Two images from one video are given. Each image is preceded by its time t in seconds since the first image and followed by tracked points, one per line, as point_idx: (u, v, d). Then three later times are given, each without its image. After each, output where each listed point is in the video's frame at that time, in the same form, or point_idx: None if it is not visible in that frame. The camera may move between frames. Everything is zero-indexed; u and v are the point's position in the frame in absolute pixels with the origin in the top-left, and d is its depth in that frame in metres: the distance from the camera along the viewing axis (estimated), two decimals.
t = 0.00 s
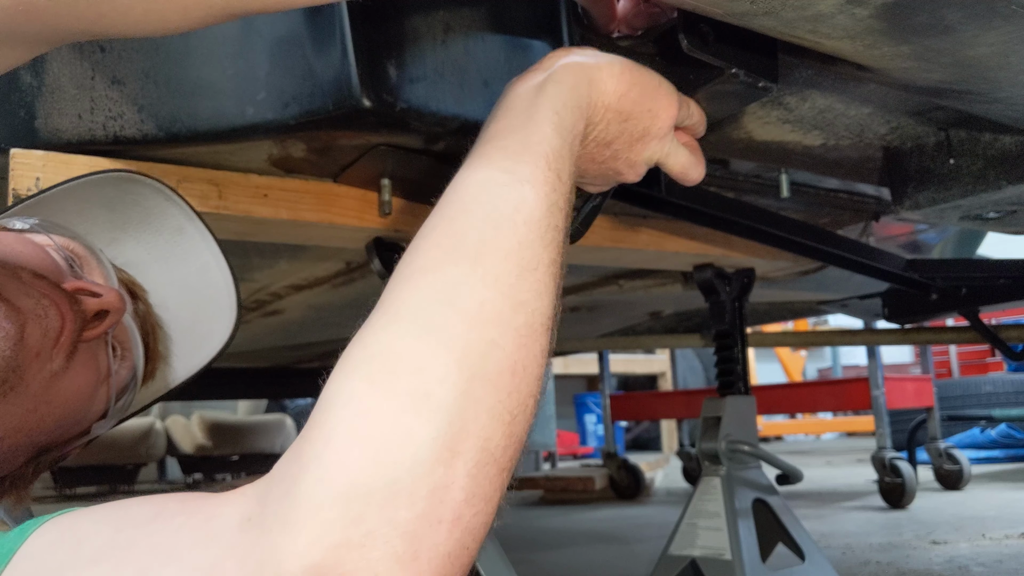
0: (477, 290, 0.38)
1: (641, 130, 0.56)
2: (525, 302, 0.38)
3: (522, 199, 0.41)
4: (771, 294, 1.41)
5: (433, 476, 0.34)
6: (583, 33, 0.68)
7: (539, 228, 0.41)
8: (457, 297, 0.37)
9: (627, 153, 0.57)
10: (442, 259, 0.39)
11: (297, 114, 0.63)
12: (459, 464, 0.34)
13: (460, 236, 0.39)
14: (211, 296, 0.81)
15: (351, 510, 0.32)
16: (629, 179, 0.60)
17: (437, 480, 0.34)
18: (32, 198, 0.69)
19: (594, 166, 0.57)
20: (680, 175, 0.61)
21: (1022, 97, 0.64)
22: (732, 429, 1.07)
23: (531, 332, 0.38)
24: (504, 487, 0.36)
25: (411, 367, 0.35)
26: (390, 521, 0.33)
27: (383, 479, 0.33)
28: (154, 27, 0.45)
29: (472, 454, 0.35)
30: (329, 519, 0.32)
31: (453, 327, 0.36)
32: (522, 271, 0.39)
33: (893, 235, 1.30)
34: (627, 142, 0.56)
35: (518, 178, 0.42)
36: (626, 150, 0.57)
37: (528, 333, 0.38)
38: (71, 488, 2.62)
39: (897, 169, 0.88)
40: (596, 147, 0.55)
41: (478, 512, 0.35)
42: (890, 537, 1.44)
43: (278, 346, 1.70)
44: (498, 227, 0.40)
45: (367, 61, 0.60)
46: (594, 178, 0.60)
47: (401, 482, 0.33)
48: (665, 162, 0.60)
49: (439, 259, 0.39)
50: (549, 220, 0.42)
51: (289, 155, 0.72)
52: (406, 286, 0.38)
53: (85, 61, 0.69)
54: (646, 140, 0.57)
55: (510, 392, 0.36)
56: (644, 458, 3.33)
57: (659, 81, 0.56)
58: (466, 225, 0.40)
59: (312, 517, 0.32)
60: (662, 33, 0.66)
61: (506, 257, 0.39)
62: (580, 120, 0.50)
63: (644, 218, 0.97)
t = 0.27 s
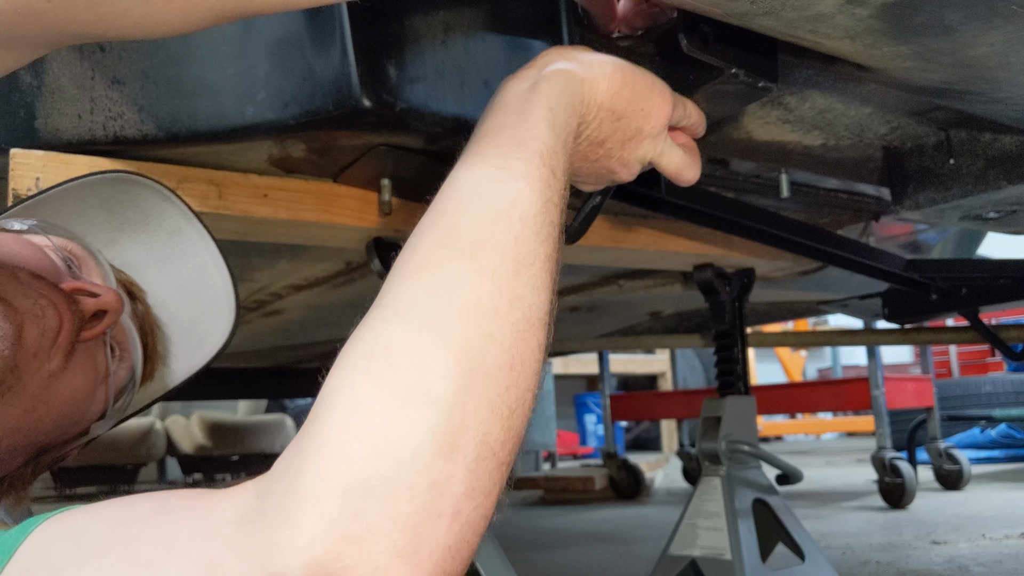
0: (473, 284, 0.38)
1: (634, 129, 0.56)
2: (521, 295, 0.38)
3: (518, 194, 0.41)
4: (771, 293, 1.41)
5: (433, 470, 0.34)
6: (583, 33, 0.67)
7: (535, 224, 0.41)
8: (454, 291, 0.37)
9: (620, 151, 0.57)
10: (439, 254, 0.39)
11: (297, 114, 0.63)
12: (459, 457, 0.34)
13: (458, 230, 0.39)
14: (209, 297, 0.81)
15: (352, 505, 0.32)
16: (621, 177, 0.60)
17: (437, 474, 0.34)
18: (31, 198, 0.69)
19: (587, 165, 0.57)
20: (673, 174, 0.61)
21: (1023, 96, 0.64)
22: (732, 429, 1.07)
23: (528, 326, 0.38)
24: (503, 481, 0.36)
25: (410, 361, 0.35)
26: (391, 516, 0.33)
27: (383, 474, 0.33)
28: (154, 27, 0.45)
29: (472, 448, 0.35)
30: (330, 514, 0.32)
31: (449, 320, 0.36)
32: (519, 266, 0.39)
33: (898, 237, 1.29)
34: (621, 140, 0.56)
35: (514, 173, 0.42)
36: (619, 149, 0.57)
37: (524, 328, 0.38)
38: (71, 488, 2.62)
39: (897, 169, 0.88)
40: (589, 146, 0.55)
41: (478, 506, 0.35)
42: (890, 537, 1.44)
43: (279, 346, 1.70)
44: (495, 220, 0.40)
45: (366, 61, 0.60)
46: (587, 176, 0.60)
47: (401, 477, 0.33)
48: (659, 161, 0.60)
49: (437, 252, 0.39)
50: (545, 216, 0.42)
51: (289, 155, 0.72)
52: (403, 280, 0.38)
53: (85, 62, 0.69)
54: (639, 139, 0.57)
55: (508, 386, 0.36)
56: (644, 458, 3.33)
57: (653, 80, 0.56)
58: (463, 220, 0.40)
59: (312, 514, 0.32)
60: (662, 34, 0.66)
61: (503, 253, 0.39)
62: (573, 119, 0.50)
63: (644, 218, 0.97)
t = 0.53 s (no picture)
0: (471, 280, 0.38)
1: (633, 129, 0.56)
2: (520, 291, 0.38)
3: (516, 191, 0.41)
4: (771, 293, 1.41)
5: (432, 464, 0.34)
6: (584, 33, 0.67)
7: (533, 220, 0.41)
8: (454, 287, 0.37)
9: (619, 150, 0.57)
10: (438, 252, 0.39)
11: (297, 114, 0.63)
12: (458, 451, 0.34)
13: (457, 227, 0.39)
14: (208, 297, 0.80)
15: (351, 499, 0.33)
16: (620, 177, 0.60)
17: (436, 468, 0.34)
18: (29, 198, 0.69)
19: (585, 164, 0.57)
20: (673, 176, 0.61)
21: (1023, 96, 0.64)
22: (732, 429, 1.07)
23: (526, 322, 0.38)
24: (502, 476, 0.36)
25: (409, 355, 0.35)
26: (390, 510, 0.33)
27: (382, 468, 0.33)
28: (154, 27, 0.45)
29: (471, 442, 0.35)
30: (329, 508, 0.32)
31: (448, 316, 0.36)
32: (517, 262, 0.39)
33: (899, 237, 1.29)
34: (618, 140, 0.56)
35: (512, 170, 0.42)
36: (617, 148, 0.57)
37: (523, 323, 0.38)
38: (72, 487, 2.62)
39: (897, 169, 0.88)
40: (587, 145, 0.55)
41: (477, 500, 0.35)
42: (890, 537, 1.44)
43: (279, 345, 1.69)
44: (494, 216, 0.40)
45: (366, 61, 0.60)
46: (585, 175, 0.60)
47: (400, 471, 0.33)
48: (658, 161, 0.60)
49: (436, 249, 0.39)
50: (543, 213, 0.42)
51: (289, 154, 0.72)
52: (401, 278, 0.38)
53: (85, 62, 0.69)
54: (637, 138, 0.57)
55: (506, 382, 0.36)
56: (644, 459, 3.33)
57: (652, 80, 0.56)
58: (461, 217, 0.40)
59: (311, 511, 0.32)
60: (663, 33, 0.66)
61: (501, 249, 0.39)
62: (571, 117, 0.50)
63: (644, 218, 0.97)
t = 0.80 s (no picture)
0: (492, 324, 0.35)
1: (653, 157, 0.55)
2: (543, 339, 0.35)
3: (541, 227, 0.38)
4: (771, 293, 1.41)
5: (435, 536, 0.31)
6: (584, 33, 0.67)
7: (559, 259, 0.38)
8: (473, 331, 0.34)
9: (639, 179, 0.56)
10: (458, 291, 0.36)
11: (297, 114, 0.63)
12: (463, 523, 0.31)
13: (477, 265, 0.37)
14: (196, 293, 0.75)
15: (348, 569, 0.30)
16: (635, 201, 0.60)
17: (439, 542, 0.31)
18: (14, 196, 0.67)
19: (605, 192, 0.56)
20: (687, 189, 0.61)
21: (1023, 96, 0.64)
22: (732, 429, 1.07)
23: (544, 383, 0.35)
24: (509, 550, 0.33)
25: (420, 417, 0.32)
26: None
27: (381, 539, 0.30)
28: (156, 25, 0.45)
29: (477, 516, 0.32)
30: None
31: (465, 368, 0.33)
32: (538, 315, 0.36)
33: (900, 237, 1.29)
34: (639, 169, 0.55)
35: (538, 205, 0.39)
36: (635, 177, 0.55)
37: (543, 377, 0.35)
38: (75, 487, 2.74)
39: (898, 169, 0.88)
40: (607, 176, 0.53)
41: None
42: (890, 537, 1.44)
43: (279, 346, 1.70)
44: (518, 253, 0.37)
45: (366, 61, 0.60)
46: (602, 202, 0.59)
47: (399, 544, 0.30)
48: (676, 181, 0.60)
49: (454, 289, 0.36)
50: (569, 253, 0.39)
51: (289, 154, 0.72)
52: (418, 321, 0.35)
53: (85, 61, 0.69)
54: (657, 166, 0.56)
55: (523, 441, 0.33)
56: (644, 458, 3.34)
57: (670, 108, 0.55)
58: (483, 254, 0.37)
59: (309, 572, 0.30)
60: (664, 32, 0.65)
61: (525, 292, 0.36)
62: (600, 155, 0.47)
63: (644, 219, 0.97)
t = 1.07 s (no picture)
0: (479, 449, 0.27)
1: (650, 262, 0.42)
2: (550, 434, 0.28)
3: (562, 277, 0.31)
4: (771, 293, 1.41)
5: None
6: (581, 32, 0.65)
7: (578, 324, 0.31)
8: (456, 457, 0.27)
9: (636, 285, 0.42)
10: (459, 356, 0.29)
11: (298, 114, 0.63)
12: None
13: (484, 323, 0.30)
14: (169, 281, 0.76)
15: None
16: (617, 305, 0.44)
17: None
18: None
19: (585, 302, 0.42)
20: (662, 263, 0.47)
21: (1022, 97, 0.64)
22: (732, 429, 1.07)
23: (536, 504, 0.27)
24: None
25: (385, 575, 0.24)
26: None
27: None
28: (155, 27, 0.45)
29: None
30: None
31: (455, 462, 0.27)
32: (534, 423, 0.28)
33: (905, 236, 1.28)
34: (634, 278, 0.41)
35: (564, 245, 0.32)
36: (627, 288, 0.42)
37: (533, 510, 0.27)
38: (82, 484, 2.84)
39: (897, 169, 0.88)
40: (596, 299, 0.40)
41: None
42: (890, 537, 1.44)
43: (279, 346, 1.70)
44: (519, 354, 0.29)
45: (367, 62, 0.60)
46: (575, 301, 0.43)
47: None
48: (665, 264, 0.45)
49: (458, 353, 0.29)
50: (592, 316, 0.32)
51: (290, 154, 0.72)
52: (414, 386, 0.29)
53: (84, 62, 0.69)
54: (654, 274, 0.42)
55: None
56: (644, 459, 3.34)
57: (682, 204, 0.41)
58: (490, 309, 0.30)
59: None
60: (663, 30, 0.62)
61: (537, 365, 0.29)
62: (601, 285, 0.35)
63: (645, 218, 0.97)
